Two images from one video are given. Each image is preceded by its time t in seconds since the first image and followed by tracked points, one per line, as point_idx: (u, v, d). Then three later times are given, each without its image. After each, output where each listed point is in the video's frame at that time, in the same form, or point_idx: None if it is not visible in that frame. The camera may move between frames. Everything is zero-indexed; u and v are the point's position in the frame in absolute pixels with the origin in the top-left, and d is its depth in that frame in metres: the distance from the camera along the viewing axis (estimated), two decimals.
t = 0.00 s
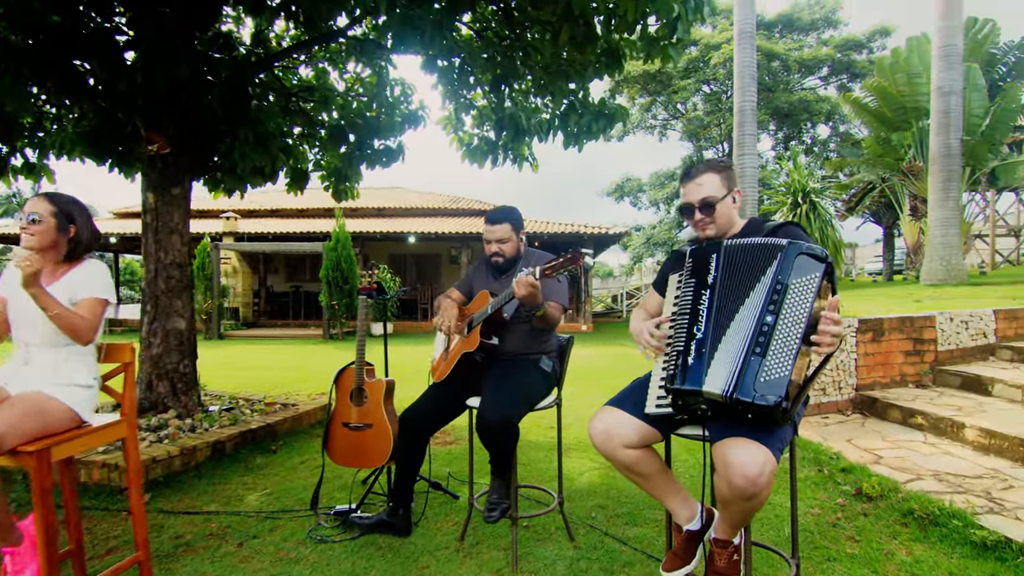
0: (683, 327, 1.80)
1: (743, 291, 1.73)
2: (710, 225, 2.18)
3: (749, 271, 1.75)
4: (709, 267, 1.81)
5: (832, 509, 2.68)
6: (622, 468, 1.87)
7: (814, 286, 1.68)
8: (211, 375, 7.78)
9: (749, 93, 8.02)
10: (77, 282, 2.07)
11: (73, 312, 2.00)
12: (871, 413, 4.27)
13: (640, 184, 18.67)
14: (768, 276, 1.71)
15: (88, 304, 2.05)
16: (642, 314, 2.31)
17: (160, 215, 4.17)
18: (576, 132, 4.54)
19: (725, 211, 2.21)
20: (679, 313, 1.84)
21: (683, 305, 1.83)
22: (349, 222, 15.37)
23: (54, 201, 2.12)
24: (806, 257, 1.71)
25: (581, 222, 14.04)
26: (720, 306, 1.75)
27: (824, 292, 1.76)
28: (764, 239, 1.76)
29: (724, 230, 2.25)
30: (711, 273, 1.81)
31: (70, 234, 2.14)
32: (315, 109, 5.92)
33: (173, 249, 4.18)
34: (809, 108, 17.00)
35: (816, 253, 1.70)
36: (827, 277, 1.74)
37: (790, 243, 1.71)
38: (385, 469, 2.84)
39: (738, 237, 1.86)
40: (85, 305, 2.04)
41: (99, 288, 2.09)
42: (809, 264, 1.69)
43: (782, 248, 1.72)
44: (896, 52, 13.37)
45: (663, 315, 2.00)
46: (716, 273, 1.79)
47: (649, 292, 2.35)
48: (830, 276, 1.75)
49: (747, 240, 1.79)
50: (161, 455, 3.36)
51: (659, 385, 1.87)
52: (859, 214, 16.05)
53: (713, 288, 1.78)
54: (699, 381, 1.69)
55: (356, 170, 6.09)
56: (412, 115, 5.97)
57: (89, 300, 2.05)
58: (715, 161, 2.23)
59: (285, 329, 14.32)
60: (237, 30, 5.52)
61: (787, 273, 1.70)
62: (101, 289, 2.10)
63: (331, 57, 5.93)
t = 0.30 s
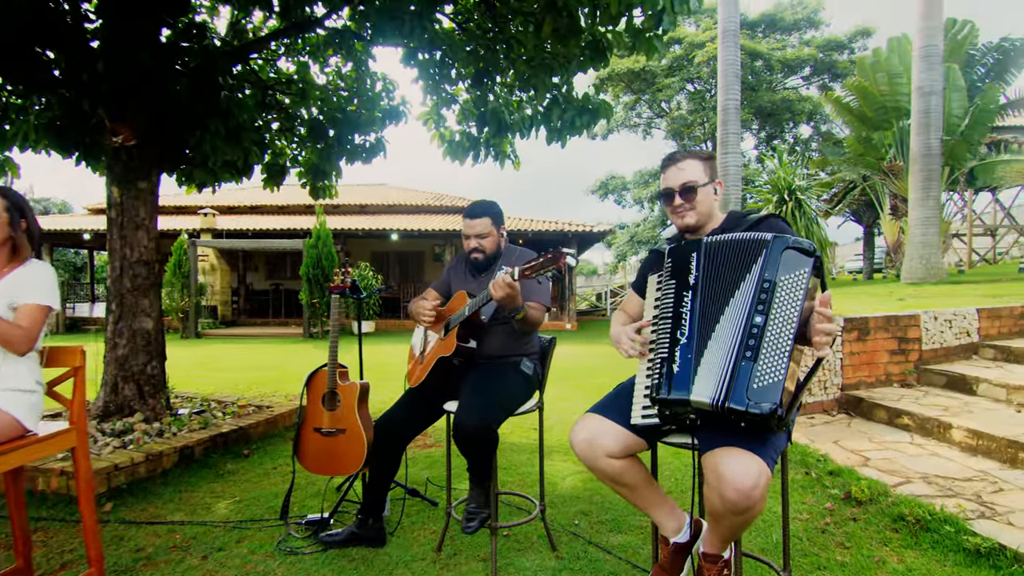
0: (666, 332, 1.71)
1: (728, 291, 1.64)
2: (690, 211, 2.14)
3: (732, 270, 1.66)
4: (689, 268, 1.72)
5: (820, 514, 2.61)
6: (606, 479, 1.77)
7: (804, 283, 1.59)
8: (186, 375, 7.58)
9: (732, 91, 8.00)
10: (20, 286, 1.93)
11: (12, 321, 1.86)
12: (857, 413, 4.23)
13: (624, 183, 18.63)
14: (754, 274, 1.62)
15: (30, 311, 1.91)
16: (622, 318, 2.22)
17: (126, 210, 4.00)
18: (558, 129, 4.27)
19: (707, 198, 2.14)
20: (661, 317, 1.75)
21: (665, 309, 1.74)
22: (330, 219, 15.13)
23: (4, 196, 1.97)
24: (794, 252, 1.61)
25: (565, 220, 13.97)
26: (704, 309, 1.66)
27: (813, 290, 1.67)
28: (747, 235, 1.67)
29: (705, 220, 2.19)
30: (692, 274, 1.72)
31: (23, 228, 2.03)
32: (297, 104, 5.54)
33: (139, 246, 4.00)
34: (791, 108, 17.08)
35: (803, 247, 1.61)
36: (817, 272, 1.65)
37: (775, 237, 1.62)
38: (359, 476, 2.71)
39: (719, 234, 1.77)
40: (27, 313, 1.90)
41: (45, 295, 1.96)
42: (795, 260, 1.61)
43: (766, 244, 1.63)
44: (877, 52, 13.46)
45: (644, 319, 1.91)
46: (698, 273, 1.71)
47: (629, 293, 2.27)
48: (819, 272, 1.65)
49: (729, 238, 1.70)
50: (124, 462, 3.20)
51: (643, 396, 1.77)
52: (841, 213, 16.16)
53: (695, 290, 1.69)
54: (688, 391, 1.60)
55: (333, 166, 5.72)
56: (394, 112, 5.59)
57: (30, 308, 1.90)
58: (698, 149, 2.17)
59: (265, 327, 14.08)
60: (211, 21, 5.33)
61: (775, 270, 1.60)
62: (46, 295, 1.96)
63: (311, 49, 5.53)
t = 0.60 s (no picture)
0: (655, 336, 1.63)
1: (720, 292, 1.57)
2: (672, 207, 2.06)
3: (724, 268, 1.58)
4: (678, 267, 1.64)
5: (811, 518, 2.54)
6: (592, 489, 1.69)
7: (801, 281, 1.51)
8: (161, 375, 7.39)
9: (718, 90, 7.96)
10: None
11: None
12: (844, 413, 4.19)
13: (610, 181, 18.60)
14: (748, 273, 1.54)
15: None
16: (609, 322, 2.14)
17: (93, 206, 3.84)
18: (546, 121, 4.15)
19: (691, 192, 2.06)
20: (649, 319, 1.67)
21: (653, 310, 1.66)
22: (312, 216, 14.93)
23: None
24: (790, 248, 1.53)
25: (551, 218, 13.90)
26: (694, 310, 1.59)
27: (810, 291, 1.59)
28: (740, 232, 1.59)
29: (690, 218, 2.11)
30: (681, 273, 1.64)
31: None
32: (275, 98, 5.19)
33: (107, 243, 3.85)
34: (775, 107, 17.16)
35: (800, 244, 1.52)
36: (814, 271, 1.56)
37: (769, 233, 1.55)
38: (335, 484, 2.61)
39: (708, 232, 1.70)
40: None
41: None
42: (791, 257, 1.52)
43: (761, 241, 1.55)
44: (860, 53, 13.54)
45: (629, 322, 1.83)
46: (687, 273, 1.63)
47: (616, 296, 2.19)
48: (817, 271, 1.57)
49: (719, 235, 1.62)
50: (90, 468, 3.05)
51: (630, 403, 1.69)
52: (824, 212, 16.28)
53: (684, 291, 1.62)
54: (678, 396, 1.52)
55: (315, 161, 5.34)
56: (376, 104, 5.35)
57: None
58: (684, 144, 2.11)
59: (246, 327, 13.84)
60: (188, 11, 5.15)
61: (770, 268, 1.52)
62: None
63: (292, 43, 5.34)
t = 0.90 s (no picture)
0: (646, 336, 1.56)
1: (717, 290, 1.50)
2: (658, 199, 2.01)
3: (721, 266, 1.52)
4: (671, 264, 1.58)
5: (800, 522, 2.49)
6: (578, 498, 1.61)
7: (803, 280, 1.45)
8: (135, 376, 7.19)
9: (702, 89, 7.92)
10: None
11: None
12: (831, 413, 4.16)
13: (594, 180, 18.56)
14: (747, 271, 1.48)
15: None
16: (597, 322, 2.07)
17: (58, 202, 3.68)
18: (529, 118, 4.01)
19: (681, 185, 1.99)
20: (640, 319, 1.60)
21: (644, 309, 1.58)
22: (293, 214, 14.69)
23: None
24: (791, 246, 1.47)
25: (535, 216, 13.83)
26: (688, 310, 1.52)
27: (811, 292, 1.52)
28: (738, 228, 1.53)
29: (679, 212, 2.04)
30: (675, 270, 1.57)
31: None
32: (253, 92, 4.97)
33: (73, 240, 3.69)
34: (758, 107, 17.24)
35: (802, 241, 1.47)
36: (816, 271, 1.50)
37: (770, 230, 1.49)
38: (309, 492, 2.50)
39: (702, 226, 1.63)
40: None
41: None
42: (793, 255, 1.46)
43: (762, 237, 1.49)
44: (842, 53, 13.65)
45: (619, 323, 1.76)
46: (681, 271, 1.56)
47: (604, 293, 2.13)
48: (820, 271, 1.51)
49: (716, 231, 1.56)
50: (52, 477, 2.90)
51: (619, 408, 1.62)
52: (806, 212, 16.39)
53: (677, 289, 1.55)
54: (670, 402, 1.46)
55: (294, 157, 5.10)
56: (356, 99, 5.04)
57: None
58: (682, 135, 2.03)
59: (225, 326, 13.59)
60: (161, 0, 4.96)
61: (770, 267, 1.46)
62: None
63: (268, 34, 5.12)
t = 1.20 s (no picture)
0: (648, 338, 1.50)
1: (727, 293, 1.45)
2: (662, 190, 1.94)
3: (732, 267, 1.47)
4: (678, 262, 1.53)
5: (792, 529, 2.41)
6: (569, 513, 1.57)
7: (822, 287, 1.39)
8: (105, 379, 6.94)
9: (685, 89, 7.89)
10: None
11: None
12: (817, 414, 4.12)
13: (577, 180, 18.50)
14: (762, 274, 1.42)
15: None
16: (591, 319, 2.00)
17: (17, 197, 3.48)
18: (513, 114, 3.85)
19: (686, 178, 1.92)
20: (642, 318, 1.54)
21: (648, 309, 1.53)
22: (272, 212, 14.42)
23: None
24: (810, 250, 1.41)
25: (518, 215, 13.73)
26: (694, 312, 1.47)
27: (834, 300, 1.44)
28: (753, 227, 1.48)
29: (685, 207, 1.97)
30: (681, 270, 1.52)
31: None
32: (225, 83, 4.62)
33: (33, 237, 3.51)
34: (740, 108, 17.33)
35: (823, 245, 1.41)
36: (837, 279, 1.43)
37: (790, 232, 1.43)
38: (281, 505, 2.38)
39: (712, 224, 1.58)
40: None
41: None
42: (812, 260, 1.40)
43: (780, 239, 1.43)
44: (822, 55, 13.75)
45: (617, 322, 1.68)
46: (687, 270, 1.51)
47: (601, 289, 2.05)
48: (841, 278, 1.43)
49: (728, 229, 1.51)
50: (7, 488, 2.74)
51: (612, 416, 1.57)
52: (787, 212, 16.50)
53: (683, 288, 1.50)
54: (672, 413, 1.41)
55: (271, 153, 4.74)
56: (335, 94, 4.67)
57: None
58: (692, 127, 1.98)
59: (201, 326, 13.28)
60: None
61: (787, 270, 1.41)
62: None
63: (244, 25, 4.92)
